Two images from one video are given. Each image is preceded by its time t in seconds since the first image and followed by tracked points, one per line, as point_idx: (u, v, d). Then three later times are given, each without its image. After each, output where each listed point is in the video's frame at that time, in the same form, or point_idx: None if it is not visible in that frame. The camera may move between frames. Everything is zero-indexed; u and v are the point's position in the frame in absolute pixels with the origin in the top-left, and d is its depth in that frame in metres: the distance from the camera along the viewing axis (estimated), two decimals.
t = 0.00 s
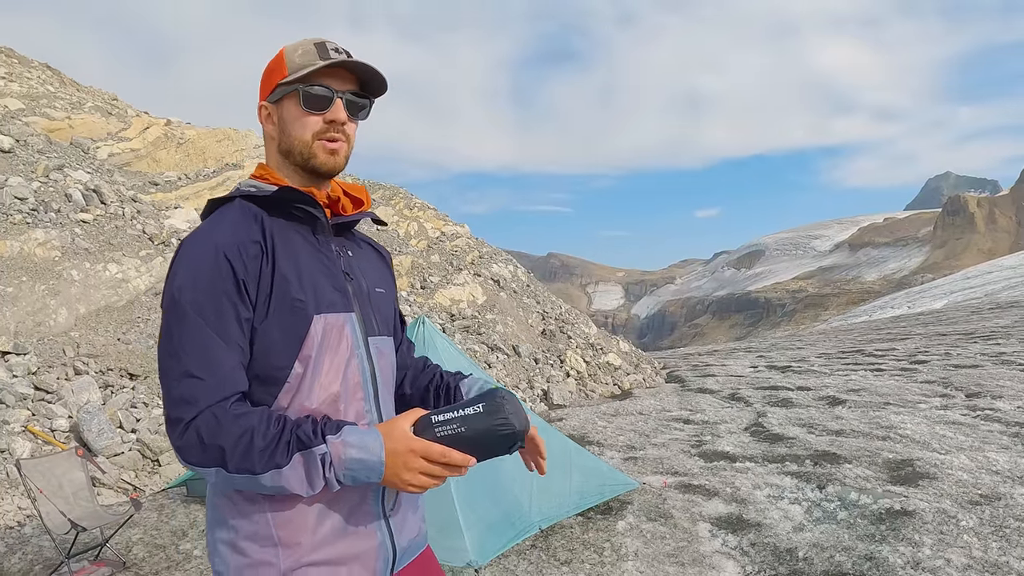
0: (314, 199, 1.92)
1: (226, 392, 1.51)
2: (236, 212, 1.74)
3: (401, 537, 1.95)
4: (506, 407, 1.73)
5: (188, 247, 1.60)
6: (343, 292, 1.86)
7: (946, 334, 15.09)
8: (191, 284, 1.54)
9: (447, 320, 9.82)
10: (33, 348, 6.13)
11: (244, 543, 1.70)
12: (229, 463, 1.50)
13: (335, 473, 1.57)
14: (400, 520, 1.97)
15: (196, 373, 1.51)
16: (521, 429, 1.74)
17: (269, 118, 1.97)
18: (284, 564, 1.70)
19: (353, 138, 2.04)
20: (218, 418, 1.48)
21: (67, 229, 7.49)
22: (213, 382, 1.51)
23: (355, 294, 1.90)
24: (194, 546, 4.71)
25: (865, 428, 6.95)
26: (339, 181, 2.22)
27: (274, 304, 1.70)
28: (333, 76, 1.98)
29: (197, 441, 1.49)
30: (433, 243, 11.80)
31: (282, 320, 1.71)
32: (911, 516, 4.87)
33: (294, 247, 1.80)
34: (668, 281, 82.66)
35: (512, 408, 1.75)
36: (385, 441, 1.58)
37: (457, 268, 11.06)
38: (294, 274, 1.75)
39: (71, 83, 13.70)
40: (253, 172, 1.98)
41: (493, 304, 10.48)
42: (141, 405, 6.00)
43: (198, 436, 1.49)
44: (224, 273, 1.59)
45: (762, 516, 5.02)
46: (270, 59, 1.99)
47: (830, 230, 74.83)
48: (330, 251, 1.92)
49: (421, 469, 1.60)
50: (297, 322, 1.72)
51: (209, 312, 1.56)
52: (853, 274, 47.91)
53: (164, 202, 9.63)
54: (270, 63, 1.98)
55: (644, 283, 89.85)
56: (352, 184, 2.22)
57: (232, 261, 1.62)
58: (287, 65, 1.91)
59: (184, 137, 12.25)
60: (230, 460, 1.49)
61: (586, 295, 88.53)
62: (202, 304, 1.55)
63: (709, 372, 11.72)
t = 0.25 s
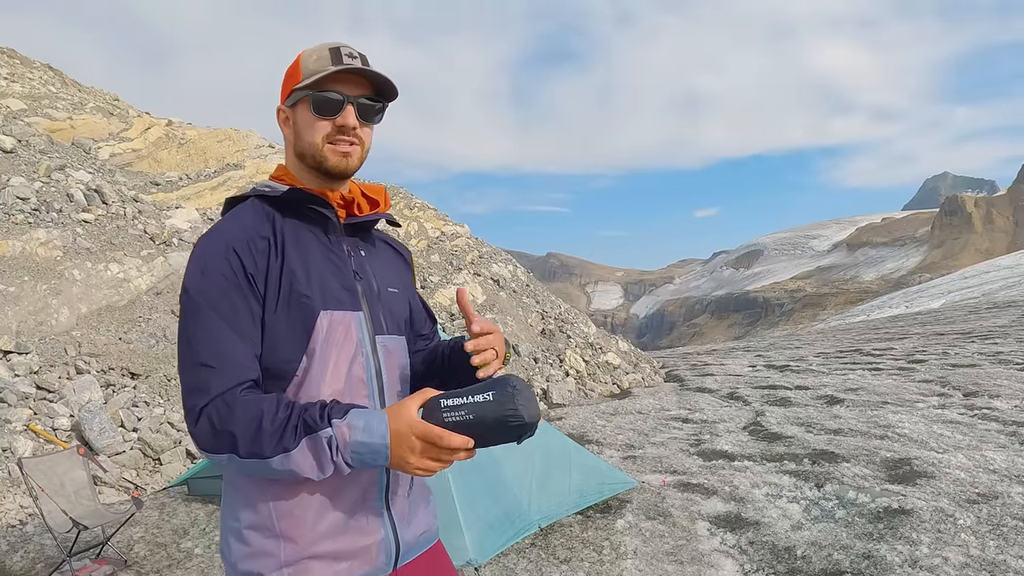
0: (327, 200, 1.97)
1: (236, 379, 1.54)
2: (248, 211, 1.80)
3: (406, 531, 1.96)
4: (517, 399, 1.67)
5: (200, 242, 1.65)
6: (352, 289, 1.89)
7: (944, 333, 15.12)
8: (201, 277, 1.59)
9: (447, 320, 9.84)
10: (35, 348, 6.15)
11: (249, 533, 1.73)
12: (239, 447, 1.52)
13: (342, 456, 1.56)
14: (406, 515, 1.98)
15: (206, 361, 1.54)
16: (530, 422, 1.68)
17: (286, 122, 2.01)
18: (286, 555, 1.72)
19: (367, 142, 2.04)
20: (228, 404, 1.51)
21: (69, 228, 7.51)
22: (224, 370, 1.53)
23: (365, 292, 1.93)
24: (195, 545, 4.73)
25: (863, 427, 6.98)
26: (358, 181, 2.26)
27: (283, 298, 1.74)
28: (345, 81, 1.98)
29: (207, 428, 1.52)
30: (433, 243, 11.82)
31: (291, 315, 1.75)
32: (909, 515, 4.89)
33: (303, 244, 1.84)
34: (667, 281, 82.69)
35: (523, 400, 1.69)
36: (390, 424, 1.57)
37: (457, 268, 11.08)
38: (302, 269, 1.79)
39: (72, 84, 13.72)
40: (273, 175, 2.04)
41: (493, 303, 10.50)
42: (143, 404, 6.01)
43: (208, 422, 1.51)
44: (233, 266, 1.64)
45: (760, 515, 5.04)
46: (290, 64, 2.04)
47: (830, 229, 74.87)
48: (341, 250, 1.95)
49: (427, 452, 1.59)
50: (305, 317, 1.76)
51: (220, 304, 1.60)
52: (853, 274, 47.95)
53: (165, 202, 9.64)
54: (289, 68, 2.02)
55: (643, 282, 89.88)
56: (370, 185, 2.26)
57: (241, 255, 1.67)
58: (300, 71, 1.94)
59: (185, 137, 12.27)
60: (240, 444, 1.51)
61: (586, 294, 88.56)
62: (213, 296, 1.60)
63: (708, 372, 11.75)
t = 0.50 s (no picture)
0: (340, 202, 2.02)
1: (244, 370, 1.58)
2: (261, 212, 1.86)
3: (419, 526, 1.97)
4: (515, 356, 1.74)
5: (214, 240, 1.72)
6: (363, 287, 1.92)
7: (942, 333, 15.15)
8: (214, 275, 1.65)
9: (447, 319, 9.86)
10: (36, 347, 6.17)
11: (263, 521, 1.79)
12: (246, 433, 1.56)
13: (344, 437, 1.60)
14: (419, 510, 1.99)
15: (216, 353, 1.59)
16: (529, 376, 1.75)
17: (305, 127, 2.05)
18: (296, 545, 1.76)
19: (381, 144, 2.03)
20: (235, 393, 1.55)
21: (71, 228, 7.54)
22: (232, 361, 1.58)
23: (378, 291, 1.96)
24: (196, 544, 4.76)
25: (861, 426, 7.00)
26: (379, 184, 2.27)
27: (293, 295, 1.79)
28: (358, 84, 1.99)
29: (216, 416, 1.57)
30: (433, 242, 11.84)
31: (300, 311, 1.79)
32: (906, 513, 4.92)
33: (314, 242, 1.88)
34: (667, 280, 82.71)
35: (521, 356, 1.76)
36: (388, 399, 1.60)
37: (457, 268, 11.11)
38: (312, 266, 1.83)
39: (74, 84, 13.75)
40: (293, 178, 2.09)
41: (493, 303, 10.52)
42: (144, 403, 6.04)
43: (218, 410, 1.57)
44: (244, 264, 1.69)
45: (758, 513, 5.07)
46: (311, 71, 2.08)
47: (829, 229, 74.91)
48: (355, 250, 1.99)
49: (428, 420, 1.61)
50: (314, 313, 1.80)
51: (231, 299, 1.66)
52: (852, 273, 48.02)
53: (166, 202, 9.66)
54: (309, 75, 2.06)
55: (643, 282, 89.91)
56: (390, 186, 2.26)
57: (252, 254, 1.72)
58: (315, 77, 1.97)
59: (186, 138, 12.30)
60: (247, 429, 1.56)
61: (586, 294, 88.59)
62: (224, 291, 1.65)
63: (706, 371, 11.77)
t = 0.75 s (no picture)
0: (358, 206, 2.08)
1: (254, 363, 1.67)
2: (282, 215, 1.96)
3: (433, 521, 2.00)
4: (511, 331, 1.78)
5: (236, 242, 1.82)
6: (377, 288, 1.97)
7: (939, 332, 15.19)
8: (233, 274, 1.75)
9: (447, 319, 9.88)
10: (38, 346, 6.20)
11: (283, 511, 1.90)
12: (252, 420, 1.65)
13: (345, 417, 1.64)
14: (433, 506, 2.02)
15: (231, 347, 1.68)
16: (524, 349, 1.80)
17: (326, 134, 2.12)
18: (310, 536, 1.85)
19: (398, 150, 2.08)
20: (243, 384, 1.64)
21: (72, 228, 7.56)
22: (245, 355, 1.67)
23: (392, 292, 2.00)
24: (197, 542, 4.78)
25: (859, 425, 7.03)
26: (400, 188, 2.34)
27: (308, 294, 1.86)
28: (375, 92, 2.04)
29: (227, 404, 1.67)
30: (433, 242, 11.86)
31: (314, 311, 1.85)
32: (904, 512, 4.94)
33: (329, 244, 1.95)
34: (667, 280, 82.71)
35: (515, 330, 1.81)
36: (388, 374, 1.63)
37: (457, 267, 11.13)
38: (326, 268, 1.90)
39: (75, 85, 13.76)
40: (316, 183, 2.16)
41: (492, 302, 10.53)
42: (146, 402, 6.06)
43: (228, 399, 1.66)
44: (261, 265, 1.78)
45: (757, 512, 5.09)
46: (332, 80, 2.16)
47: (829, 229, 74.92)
48: (371, 251, 2.04)
49: (427, 393, 1.63)
50: (327, 313, 1.86)
51: (248, 297, 1.74)
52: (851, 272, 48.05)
53: (168, 202, 9.69)
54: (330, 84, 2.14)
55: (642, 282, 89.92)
56: (411, 191, 2.34)
57: (268, 255, 1.81)
58: (334, 85, 2.04)
59: (187, 139, 12.32)
60: (253, 416, 1.64)
61: (586, 294, 88.60)
62: (241, 290, 1.74)
63: (705, 370, 11.79)
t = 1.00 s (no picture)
0: (372, 209, 2.13)
1: (268, 364, 1.70)
2: (297, 217, 2.00)
3: (439, 517, 2.03)
4: (509, 353, 1.73)
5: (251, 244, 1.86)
6: (388, 290, 2.01)
7: (937, 331, 15.23)
8: (250, 275, 1.78)
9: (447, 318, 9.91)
10: (40, 345, 6.22)
11: (293, 504, 1.93)
12: (263, 422, 1.67)
13: (348, 429, 1.66)
14: (440, 503, 2.05)
15: (247, 348, 1.71)
16: (523, 374, 1.74)
17: (342, 138, 2.17)
18: (318, 529, 1.88)
19: (411, 154, 2.14)
20: (257, 384, 1.67)
21: (74, 228, 7.58)
22: (260, 357, 1.70)
23: (403, 294, 2.04)
24: (198, 540, 4.80)
25: (857, 423, 7.06)
26: (414, 192, 2.40)
27: (321, 297, 1.90)
28: (390, 98, 2.10)
29: (240, 404, 1.69)
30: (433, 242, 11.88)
31: (327, 312, 1.90)
32: (902, 510, 4.96)
33: (343, 248, 2.00)
34: (666, 279, 82.74)
35: (515, 354, 1.75)
36: (383, 393, 1.63)
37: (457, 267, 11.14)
38: (339, 271, 1.94)
39: (77, 86, 13.77)
40: (331, 186, 2.21)
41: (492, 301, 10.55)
42: (147, 401, 6.09)
43: (241, 399, 1.69)
44: (276, 266, 1.81)
45: (756, 511, 5.11)
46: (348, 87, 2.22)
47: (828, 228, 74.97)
48: (384, 254, 2.08)
49: (422, 415, 1.61)
50: (339, 315, 1.90)
51: (263, 298, 1.77)
52: (850, 271, 48.10)
53: (169, 202, 9.71)
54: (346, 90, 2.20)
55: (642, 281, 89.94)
56: (425, 195, 2.40)
57: (283, 257, 1.84)
58: (350, 91, 2.10)
59: (188, 139, 12.34)
60: (264, 418, 1.67)
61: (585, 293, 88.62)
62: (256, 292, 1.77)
63: (703, 369, 11.81)
